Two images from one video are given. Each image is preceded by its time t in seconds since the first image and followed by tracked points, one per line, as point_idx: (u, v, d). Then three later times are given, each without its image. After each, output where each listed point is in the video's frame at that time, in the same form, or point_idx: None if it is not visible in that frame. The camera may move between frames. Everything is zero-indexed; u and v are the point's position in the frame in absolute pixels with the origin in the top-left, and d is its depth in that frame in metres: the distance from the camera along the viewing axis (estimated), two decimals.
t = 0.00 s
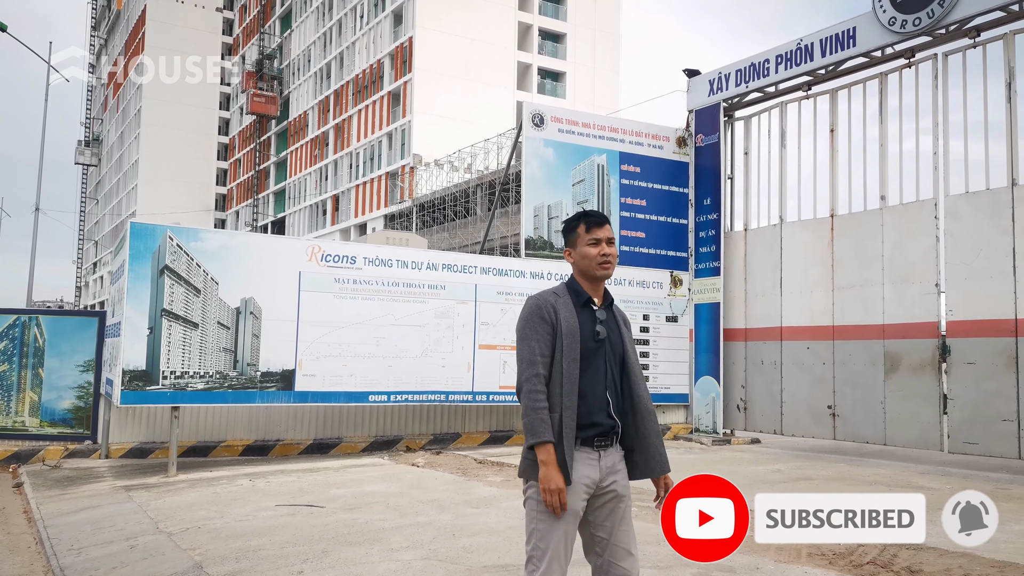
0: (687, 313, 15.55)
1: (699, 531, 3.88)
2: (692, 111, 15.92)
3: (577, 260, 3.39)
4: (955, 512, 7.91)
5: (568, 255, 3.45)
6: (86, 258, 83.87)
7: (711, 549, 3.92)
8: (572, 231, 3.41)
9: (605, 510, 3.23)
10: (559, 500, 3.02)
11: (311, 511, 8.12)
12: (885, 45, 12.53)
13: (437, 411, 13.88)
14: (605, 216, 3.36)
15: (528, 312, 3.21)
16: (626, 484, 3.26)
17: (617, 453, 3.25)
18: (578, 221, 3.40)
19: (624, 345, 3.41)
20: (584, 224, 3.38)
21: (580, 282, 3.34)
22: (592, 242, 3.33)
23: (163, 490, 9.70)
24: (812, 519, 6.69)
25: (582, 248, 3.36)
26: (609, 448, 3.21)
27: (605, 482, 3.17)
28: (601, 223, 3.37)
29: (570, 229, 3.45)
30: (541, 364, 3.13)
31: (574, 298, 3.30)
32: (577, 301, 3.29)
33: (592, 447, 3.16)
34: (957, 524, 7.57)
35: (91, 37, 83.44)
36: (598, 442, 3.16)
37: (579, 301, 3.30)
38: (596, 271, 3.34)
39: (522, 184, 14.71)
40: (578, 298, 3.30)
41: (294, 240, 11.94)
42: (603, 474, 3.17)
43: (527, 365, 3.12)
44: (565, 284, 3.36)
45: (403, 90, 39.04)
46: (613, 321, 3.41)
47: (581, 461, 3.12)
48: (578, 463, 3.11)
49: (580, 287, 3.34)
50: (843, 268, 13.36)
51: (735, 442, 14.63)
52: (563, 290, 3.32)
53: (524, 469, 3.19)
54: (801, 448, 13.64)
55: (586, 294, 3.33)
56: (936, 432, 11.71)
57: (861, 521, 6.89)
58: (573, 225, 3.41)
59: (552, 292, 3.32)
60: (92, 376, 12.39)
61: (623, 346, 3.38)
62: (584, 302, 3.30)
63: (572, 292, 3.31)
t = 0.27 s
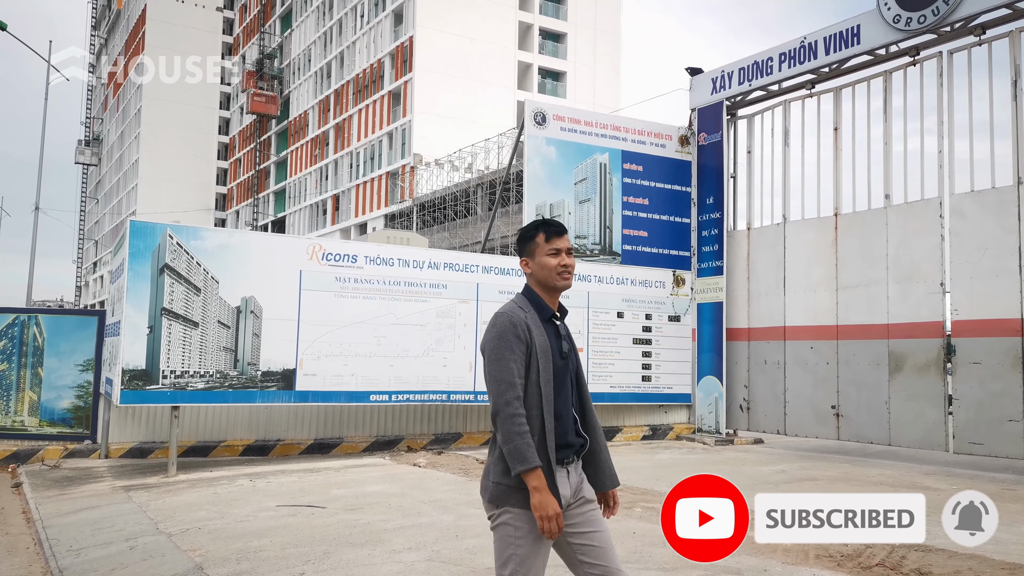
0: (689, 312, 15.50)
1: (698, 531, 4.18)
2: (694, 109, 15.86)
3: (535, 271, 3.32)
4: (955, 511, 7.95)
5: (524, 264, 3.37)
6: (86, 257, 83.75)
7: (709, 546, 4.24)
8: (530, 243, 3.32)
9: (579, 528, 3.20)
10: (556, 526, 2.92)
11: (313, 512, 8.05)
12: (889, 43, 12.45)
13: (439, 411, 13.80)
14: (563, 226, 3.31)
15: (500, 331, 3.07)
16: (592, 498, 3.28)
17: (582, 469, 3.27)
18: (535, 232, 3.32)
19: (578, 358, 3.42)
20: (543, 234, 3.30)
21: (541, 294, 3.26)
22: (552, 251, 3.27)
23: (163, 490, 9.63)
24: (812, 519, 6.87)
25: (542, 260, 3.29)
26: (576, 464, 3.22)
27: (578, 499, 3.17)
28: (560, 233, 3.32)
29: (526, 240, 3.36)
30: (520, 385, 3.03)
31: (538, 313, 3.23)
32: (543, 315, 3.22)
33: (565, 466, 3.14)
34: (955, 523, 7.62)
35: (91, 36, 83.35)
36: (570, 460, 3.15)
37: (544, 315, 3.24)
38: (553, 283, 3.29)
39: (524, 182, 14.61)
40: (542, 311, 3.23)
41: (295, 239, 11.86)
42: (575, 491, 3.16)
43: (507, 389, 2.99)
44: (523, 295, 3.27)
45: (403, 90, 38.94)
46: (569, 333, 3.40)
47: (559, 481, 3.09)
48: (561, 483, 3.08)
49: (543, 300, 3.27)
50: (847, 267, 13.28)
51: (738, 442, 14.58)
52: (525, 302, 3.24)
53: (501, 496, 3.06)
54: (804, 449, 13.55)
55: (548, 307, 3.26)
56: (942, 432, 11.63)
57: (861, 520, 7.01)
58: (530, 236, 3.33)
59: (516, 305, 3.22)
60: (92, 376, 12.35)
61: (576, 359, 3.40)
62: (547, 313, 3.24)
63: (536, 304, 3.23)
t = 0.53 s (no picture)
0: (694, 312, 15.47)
1: (699, 532, 4.74)
2: (699, 108, 15.80)
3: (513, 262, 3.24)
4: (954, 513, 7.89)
5: (500, 256, 3.30)
6: (86, 257, 83.66)
7: (707, 542, 4.84)
8: (508, 234, 3.24)
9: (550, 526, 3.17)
10: (528, 526, 2.88)
11: (318, 513, 7.98)
12: (896, 41, 12.37)
13: (442, 411, 13.72)
14: (540, 217, 3.24)
15: (479, 325, 2.97)
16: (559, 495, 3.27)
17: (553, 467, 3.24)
18: (514, 222, 3.24)
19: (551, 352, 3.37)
20: (523, 225, 3.22)
21: (517, 288, 3.19)
22: (529, 243, 3.20)
23: (166, 491, 9.56)
24: (812, 519, 6.84)
25: (520, 251, 3.21)
26: (548, 461, 3.20)
27: (549, 498, 3.15)
28: (537, 224, 3.24)
29: (502, 231, 3.28)
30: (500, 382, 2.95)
31: (517, 305, 3.15)
32: (522, 309, 3.14)
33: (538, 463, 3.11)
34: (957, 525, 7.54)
35: (91, 35, 83.25)
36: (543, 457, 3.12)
37: (524, 308, 3.16)
38: (530, 276, 3.21)
39: (527, 181, 14.58)
40: (521, 304, 3.16)
41: (299, 237, 11.79)
42: (547, 490, 3.14)
43: (487, 385, 2.91)
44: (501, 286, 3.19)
45: (404, 89, 38.84)
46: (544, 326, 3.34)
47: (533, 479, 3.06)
48: (537, 481, 3.04)
49: (522, 293, 3.18)
50: (853, 267, 13.21)
51: (743, 442, 14.52)
52: (503, 293, 3.16)
53: (474, 495, 3.00)
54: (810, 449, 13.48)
55: (527, 299, 3.19)
56: (949, 432, 11.56)
57: (861, 520, 6.89)
58: (508, 227, 3.26)
59: (494, 296, 3.14)
60: (94, 375, 12.27)
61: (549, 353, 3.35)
62: (525, 306, 3.16)
63: (514, 296, 3.15)
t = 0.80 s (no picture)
0: (700, 312, 15.44)
1: (699, 529, 5.49)
2: (706, 108, 15.77)
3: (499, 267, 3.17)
4: (955, 511, 8.11)
5: (487, 260, 3.24)
6: (86, 257, 83.57)
7: (707, 540, 5.59)
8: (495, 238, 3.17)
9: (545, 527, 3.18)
10: (511, 539, 2.81)
11: (326, 515, 7.92)
12: (904, 41, 12.33)
13: (448, 412, 13.65)
14: (524, 221, 3.14)
15: (465, 334, 2.94)
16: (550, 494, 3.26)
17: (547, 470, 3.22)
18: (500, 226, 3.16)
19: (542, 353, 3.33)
20: (509, 229, 3.13)
21: (504, 294, 3.13)
22: (512, 248, 3.12)
23: (173, 493, 9.50)
24: (812, 519, 7.15)
25: (506, 256, 3.14)
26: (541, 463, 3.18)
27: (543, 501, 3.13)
28: (522, 228, 3.14)
29: (489, 235, 3.21)
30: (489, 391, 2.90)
31: (505, 311, 3.11)
32: (509, 313, 3.10)
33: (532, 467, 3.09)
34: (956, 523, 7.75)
35: (91, 34, 83.17)
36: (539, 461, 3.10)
37: (511, 312, 3.12)
38: (514, 282, 3.15)
39: (533, 180, 14.50)
40: (509, 309, 3.11)
41: (305, 237, 11.74)
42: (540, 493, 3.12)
43: (475, 394, 2.87)
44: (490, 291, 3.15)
45: (405, 89, 38.76)
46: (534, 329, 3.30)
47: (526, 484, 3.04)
48: (530, 486, 3.01)
49: (509, 298, 3.14)
50: (861, 267, 13.16)
51: (750, 443, 14.48)
52: (489, 300, 3.12)
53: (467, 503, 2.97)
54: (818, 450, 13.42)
55: (515, 303, 3.15)
56: (959, 434, 11.49)
57: (861, 520, 7.24)
58: (495, 230, 3.18)
59: (480, 302, 3.09)
60: (98, 376, 12.20)
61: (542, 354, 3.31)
62: (513, 311, 3.12)
63: (501, 301, 3.11)
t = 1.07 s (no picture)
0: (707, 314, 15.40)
1: (700, 532, 4.87)
2: (712, 108, 15.78)
3: (495, 290, 3.17)
4: (956, 511, 8.07)
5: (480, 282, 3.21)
6: (86, 257, 83.41)
7: (708, 544, 4.98)
8: (493, 262, 3.15)
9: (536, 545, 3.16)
10: (523, 561, 2.77)
11: (336, 519, 7.86)
12: (914, 41, 12.28)
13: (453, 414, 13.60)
14: (522, 243, 3.18)
15: (478, 356, 2.88)
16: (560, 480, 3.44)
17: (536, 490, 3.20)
18: (498, 249, 3.16)
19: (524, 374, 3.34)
20: (509, 252, 3.16)
21: (503, 315, 3.13)
22: (512, 271, 3.14)
23: (180, 495, 9.43)
24: (812, 519, 7.14)
25: (506, 279, 3.15)
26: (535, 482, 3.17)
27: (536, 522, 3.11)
28: (520, 251, 3.18)
29: (484, 258, 3.18)
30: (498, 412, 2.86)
31: (505, 333, 3.10)
32: (509, 335, 3.10)
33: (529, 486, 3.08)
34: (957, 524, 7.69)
35: (92, 35, 83.09)
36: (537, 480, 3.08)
37: (510, 335, 3.11)
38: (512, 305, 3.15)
39: (540, 182, 14.52)
40: (509, 332, 3.11)
41: (312, 239, 11.70)
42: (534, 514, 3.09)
43: (488, 418, 2.81)
44: (486, 314, 3.11)
45: (407, 89, 38.70)
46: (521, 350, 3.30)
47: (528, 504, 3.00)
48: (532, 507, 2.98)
49: (507, 319, 3.13)
50: (869, 268, 13.12)
51: (756, 445, 14.45)
52: (491, 322, 3.08)
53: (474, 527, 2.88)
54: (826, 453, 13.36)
55: (513, 323, 3.15)
56: (968, 436, 11.45)
57: (861, 520, 7.19)
58: (491, 253, 3.17)
59: (483, 324, 3.05)
60: (103, 378, 12.15)
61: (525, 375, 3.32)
62: (513, 333, 3.12)
63: (503, 325, 3.09)
